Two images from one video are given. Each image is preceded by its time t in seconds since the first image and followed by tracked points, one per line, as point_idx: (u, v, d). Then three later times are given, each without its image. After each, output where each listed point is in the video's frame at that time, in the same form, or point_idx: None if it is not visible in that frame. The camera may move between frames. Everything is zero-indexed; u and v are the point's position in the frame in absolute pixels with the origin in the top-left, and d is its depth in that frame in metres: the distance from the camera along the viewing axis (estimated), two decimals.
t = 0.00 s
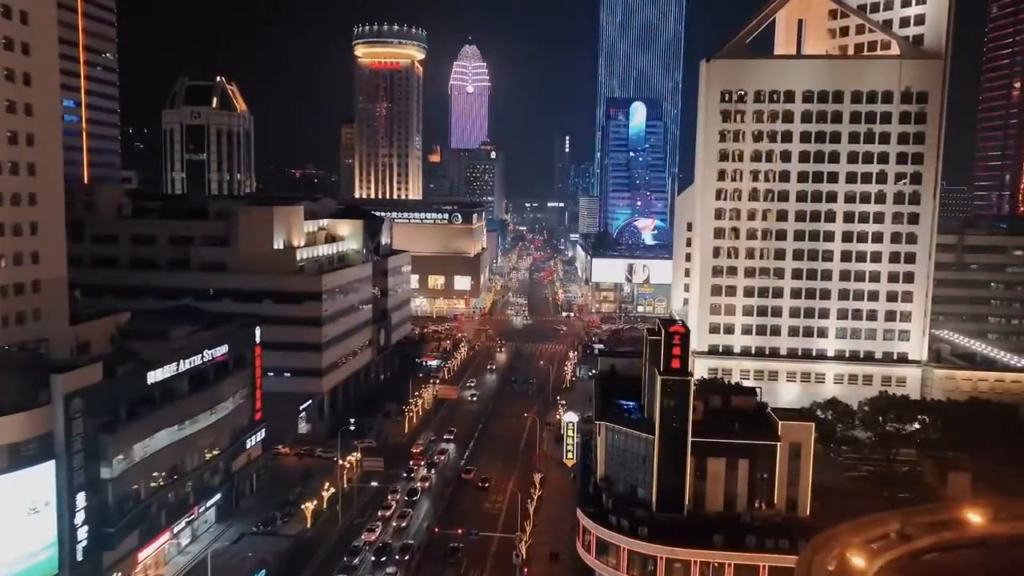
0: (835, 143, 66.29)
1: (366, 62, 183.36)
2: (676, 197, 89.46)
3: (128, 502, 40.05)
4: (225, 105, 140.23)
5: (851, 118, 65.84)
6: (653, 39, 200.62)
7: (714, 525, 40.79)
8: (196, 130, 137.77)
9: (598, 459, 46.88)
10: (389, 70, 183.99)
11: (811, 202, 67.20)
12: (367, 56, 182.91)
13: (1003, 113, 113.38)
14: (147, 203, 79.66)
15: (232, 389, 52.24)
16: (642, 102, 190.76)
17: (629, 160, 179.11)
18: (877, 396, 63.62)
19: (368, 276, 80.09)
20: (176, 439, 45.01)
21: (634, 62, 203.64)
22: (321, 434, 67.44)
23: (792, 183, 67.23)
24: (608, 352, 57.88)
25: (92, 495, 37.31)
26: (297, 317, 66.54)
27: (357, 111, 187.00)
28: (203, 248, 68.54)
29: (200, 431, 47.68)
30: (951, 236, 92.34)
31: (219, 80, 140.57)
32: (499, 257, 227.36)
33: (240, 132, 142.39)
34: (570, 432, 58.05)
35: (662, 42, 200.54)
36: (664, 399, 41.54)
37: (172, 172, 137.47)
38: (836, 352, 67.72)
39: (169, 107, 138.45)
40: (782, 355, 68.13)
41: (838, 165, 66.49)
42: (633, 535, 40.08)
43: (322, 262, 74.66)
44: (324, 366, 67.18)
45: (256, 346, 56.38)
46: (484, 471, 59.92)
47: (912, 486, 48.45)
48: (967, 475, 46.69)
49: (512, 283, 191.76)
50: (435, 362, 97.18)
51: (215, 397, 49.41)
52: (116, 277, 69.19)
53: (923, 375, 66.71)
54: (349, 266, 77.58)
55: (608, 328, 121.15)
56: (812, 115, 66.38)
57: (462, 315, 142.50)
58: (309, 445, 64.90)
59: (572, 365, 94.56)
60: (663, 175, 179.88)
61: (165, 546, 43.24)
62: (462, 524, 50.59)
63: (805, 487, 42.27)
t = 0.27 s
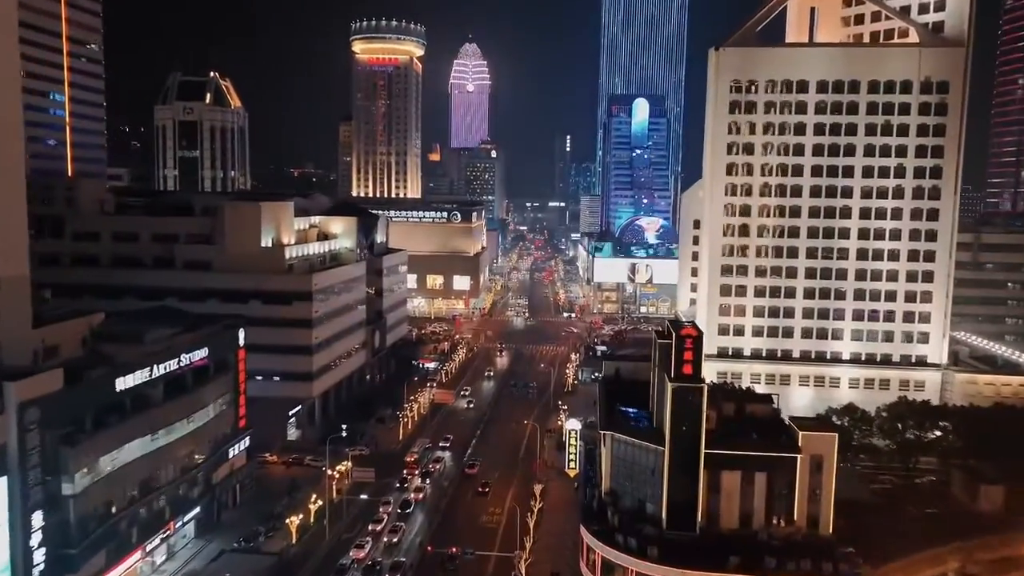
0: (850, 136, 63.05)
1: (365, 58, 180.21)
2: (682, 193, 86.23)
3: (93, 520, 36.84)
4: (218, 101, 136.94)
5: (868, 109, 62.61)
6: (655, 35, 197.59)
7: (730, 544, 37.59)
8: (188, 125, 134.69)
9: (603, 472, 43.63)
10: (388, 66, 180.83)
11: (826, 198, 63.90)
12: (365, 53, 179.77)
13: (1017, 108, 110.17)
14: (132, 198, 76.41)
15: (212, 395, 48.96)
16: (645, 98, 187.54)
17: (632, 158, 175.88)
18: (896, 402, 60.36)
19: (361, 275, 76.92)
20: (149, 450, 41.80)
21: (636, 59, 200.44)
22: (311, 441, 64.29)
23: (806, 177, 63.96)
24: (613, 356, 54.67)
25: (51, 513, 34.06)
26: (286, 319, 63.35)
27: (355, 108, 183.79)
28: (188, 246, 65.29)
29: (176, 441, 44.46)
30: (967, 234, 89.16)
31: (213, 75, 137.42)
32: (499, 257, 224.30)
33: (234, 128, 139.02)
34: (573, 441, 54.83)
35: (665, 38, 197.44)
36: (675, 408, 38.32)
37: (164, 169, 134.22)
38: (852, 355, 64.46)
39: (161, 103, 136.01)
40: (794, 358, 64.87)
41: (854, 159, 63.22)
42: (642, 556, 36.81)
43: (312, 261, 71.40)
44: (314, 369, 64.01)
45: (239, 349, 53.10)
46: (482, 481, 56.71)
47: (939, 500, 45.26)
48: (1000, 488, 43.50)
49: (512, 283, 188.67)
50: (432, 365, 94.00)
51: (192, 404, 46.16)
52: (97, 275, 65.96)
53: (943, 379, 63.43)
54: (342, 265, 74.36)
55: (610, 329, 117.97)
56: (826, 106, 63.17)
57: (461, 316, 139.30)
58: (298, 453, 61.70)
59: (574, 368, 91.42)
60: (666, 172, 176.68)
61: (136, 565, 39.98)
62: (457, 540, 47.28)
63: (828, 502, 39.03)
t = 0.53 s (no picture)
0: (873, 127, 59.10)
1: (363, 54, 176.57)
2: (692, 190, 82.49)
3: (46, 549, 33.12)
4: (211, 97, 132.98)
5: (892, 99, 58.71)
6: (659, 31, 194.01)
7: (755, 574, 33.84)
8: (180, 122, 130.94)
9: (612, 491, 39.88)
10: (386, 62, 177.15)
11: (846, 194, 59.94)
12: (363, 48, 176.11)
13: None
14: (114, 196, 72.76)
15: (189, 406, 45.21)
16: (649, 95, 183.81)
17: (636, 156, 172.16)
18: (923, 411, 56.56)
19: (354, 276, 73.23)
20: (114, 468, 38.06)
21: (640, 55, 196.73)
22: (299, 452, 60.65)
23: (825, 172, 60.03)
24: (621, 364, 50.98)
25: None
26: (273, 324, 59.68)
27: (353, 105, 180.07)
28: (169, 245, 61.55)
29: (148, 457, 40.76)
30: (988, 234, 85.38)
31: (206, 70, 133.73)
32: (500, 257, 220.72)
33: (227, 126, 135.02)
34: (578, 454, 51.02)
35: (669, 34, 193.77)
36: (694, 424, 34.59)
37: (155, 167, 130.28)
38: (874, 361, 60.63)
39: (153, 99, 132.36)
40: (813, 364, 61.06)
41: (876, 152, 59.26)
42: None
43: (302, 262, 67.72)
44: (302, 376, 60.33)
45: (219, 356, 49.31)
46: (480, 496, 52.95)
47: (979, 522, 41.48)
48: None
49: (514, 283, 185.13)
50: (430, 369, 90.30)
51: (165, 417, 42.38)
52: (74, 276, 62.30)
53: (971, 386, 59.56)
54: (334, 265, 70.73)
55: (614, 331, 114.26)
56: (847, 96, 59.28)
57: (460, 317, 135.60)
58: (285, 465, 58.01)
59: (578, 373, 87.72)
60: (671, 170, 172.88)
61: None
62: (452, 564, 43.52)
63: (863, 528, 35.22)
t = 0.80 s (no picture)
0: (896, 121, 55.90)
1: (361, 50, 173.54)
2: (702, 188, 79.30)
3: None
4: (206, 94, 129.89)
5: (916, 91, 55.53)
6: (663, 27, 191.01)
7: None
8: (174, 120, 127.89)
9: (624, 512, 36.75)
10: (385, 59, 174.06)
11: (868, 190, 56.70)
12: (362, 45, 173.08)
13: None
14: (98, 194, 69.71)
15: (168, 419, 42.11)
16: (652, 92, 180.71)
17: (640, 154, 169.06)
18: (950, 421, 53.38)
19: (350, 278, 70.18)
20: (81, 489, 34.90)
21: (643, 52, 193.67)
22: (291, 464, 57.63)
23: (845, 167, 56.77)
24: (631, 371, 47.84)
25: None
26: (262, 328, 56.60)
27: (351, 103, 176.98)
28: (154, 245, 58.48)
29: (120, 476, 37.63)
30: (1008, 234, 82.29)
31: (200, 67, 130.71)
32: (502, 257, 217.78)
33: (222, 123, 131.95)
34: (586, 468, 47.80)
35: (673, 30, 190.69)
36: (715, 442, 31.40)
37: (148, 165, 126.82)
38: (896, 368, 57.43)
39: (145, 96, 129.25)
40: (832, 371, 57.88)
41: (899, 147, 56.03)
42: None
43: (295, 263, 64.68)
44: (294, 384, 57.28)
45: (202, 363, 46.20)
46: (481, 512, 49.83)
47: (1020, 545, 38.36)
48: None
49: (515, 284, 182.21)
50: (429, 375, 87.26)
51: (141, 431, 39.30)
52: (54, 278, 59.22)
53: (1000, 394, 56.31)
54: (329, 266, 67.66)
55: (619, 334, 111.22)
56: (868, 88, 56.11)
57: (461, 319, 132.59)
58: (275, 478, 54.97)
59: (582, 377, 84.67)
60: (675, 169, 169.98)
61: None
62: None
63: (901, 554, 32.04)
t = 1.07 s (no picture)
0: (922, 114, 52.77)
1: (360, 47, 170.58)
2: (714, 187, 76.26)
3: None
4: (201, 91, 126.81)
5: (944, 83, 52.43)
6: (666, 25, 188.15)
7: None
8: (167, 117, 124.86)
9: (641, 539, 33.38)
10: (384, 56, 171.04)
11: (892, 188, 53.47)
12: (361, 42, 170.09)
13: None
14: (83, 193, 66.61)
15: (145, 434, 38.87)
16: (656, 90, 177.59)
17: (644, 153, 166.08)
18: (981, 433, 50.20)
19: (346, 280, 67.11)
20: (44, 517, 31.71)
21: (646, 50, 190.73)
22: (283, 478, 54.62)
23: (868, 164, 53.57)
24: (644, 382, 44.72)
25: None
26: (253, 334, 53.55)
27: (350, 100, 173.86)
28: (138, 247, 55.34)
29: (90, 500, 34.42)
30: None
31: (195, 63, 127.63)
32: (503, 258, 214.75)
33: (217, 121, 128.88)
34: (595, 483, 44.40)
35: (676, 28, 187.71)
36: (742, 466, 28.32)
37: (140, 164, 123.69)
38: (921, 375, 54.28)
39: (138, 93, 126.19)
40: (853, 379, 54.78)
41: (926, 142, 52.85)
42: None
43: (287, 265, 61.59)
44: (286, 393, 54.23)
45: (185, 374, 42.93)
46: (483, 531, 46.76)
47: None
48: None
49: (517, 285, 179.13)
50: (429, 380, 83.92)
51: (113, 450, 36.07)
52: (32, 282, 56.13)
53: None
54: (323, 269, 64.59)
55: (625, 337, 108.26)
56: (893, 79, 53.00)
57: (462, 321, 129.57)
58: (265, 493, 51.89)
59: (588, 383, 81.48)
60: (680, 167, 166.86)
61: None
62: None
63: None
